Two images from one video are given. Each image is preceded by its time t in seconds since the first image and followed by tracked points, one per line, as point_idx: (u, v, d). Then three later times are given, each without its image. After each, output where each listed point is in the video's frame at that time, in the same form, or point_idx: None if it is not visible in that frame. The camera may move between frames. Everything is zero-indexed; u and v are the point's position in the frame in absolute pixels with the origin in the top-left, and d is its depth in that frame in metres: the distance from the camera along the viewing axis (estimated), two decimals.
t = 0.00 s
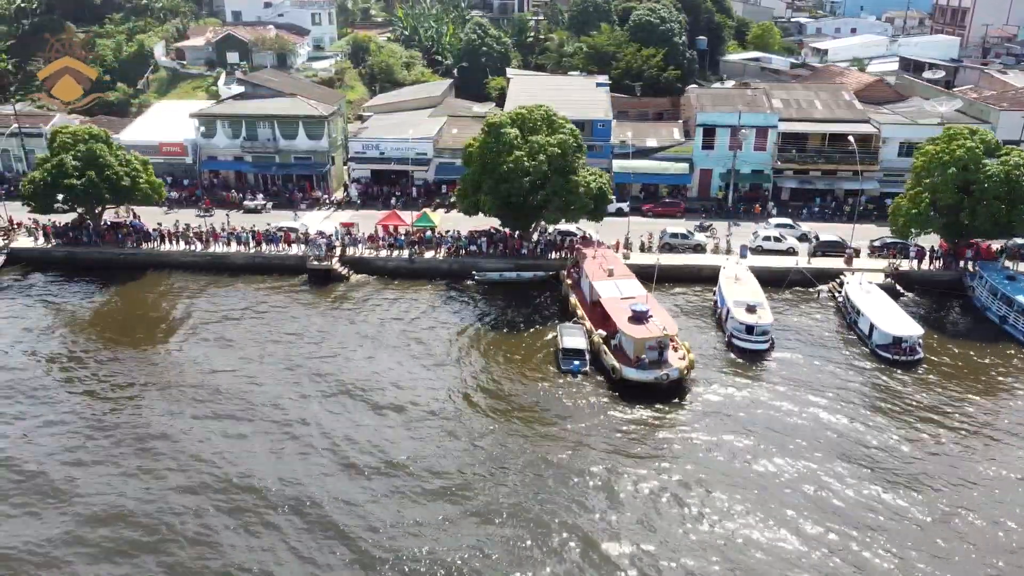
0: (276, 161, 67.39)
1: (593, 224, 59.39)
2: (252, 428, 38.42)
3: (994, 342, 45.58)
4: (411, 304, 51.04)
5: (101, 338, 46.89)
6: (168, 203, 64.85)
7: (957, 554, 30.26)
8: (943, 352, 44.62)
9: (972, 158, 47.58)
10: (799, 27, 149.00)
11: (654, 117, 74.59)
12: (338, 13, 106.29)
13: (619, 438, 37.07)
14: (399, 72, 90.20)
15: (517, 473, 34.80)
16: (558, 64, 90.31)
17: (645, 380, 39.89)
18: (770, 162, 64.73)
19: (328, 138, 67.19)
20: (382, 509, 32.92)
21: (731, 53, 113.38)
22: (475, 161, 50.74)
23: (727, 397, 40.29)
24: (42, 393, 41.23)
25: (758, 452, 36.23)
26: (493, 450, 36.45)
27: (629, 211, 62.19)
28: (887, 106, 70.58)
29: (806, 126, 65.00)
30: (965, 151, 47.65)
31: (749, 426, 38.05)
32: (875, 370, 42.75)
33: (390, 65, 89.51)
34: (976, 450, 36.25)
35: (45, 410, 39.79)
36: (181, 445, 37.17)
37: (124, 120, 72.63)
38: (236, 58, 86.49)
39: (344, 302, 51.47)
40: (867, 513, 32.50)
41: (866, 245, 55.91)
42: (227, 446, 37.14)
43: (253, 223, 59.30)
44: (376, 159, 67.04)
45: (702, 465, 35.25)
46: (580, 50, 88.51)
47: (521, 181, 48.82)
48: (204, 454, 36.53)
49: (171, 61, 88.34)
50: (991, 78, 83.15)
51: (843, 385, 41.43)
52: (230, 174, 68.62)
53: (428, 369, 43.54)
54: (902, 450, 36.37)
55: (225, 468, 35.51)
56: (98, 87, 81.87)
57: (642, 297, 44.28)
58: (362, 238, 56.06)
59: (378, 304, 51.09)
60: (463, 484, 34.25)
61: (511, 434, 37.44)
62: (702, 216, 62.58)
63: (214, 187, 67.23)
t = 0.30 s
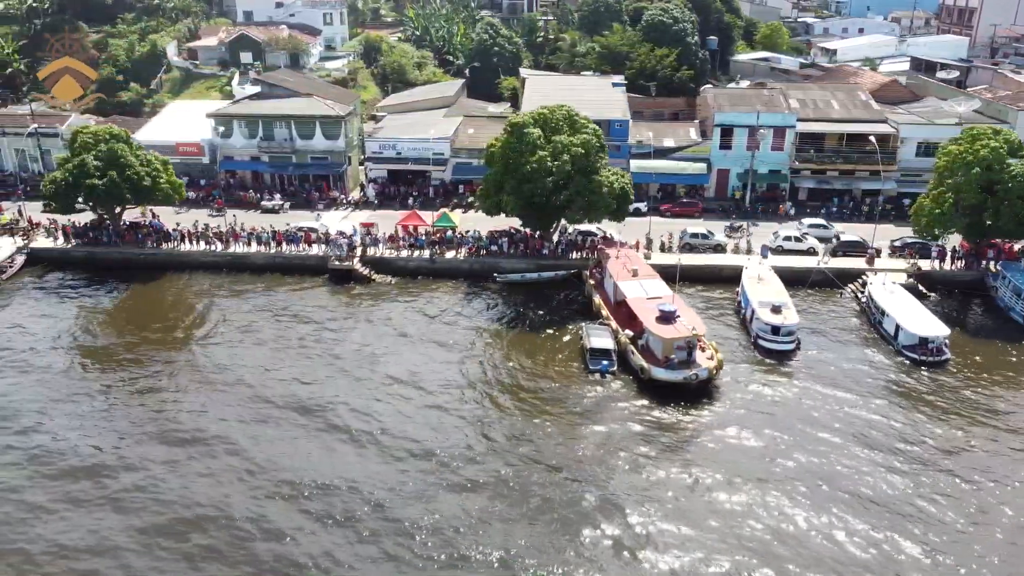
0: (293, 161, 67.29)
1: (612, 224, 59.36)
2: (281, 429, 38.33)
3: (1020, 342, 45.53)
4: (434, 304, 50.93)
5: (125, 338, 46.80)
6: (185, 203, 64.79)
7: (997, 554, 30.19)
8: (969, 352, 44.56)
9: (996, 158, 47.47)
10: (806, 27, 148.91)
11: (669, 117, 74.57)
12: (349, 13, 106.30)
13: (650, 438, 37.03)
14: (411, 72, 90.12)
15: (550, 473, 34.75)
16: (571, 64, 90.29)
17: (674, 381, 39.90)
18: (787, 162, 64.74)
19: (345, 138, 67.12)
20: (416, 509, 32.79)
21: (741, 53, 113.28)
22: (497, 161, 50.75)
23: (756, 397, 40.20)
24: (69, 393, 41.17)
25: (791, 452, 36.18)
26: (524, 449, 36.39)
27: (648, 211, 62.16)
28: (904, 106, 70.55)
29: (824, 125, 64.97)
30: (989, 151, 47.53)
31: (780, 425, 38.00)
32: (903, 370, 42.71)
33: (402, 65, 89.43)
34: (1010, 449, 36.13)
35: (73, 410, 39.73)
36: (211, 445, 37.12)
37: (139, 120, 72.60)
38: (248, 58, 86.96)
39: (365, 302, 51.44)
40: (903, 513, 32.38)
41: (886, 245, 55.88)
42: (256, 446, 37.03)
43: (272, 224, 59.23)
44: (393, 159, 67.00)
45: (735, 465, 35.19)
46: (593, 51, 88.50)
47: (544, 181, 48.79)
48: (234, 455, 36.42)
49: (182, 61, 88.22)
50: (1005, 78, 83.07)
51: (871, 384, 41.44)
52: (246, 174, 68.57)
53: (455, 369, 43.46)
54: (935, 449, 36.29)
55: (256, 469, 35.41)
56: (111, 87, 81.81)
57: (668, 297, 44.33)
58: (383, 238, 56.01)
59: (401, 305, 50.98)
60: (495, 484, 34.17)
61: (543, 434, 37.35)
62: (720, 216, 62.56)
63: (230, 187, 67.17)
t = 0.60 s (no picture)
0: (310, 161, 67.26)
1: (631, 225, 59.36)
2: (311, 429, 38.26)
3: None
4: (457, 304, 50.88)
5: (149, 338, 46.72)
6: (202, 203, 64.78)
7: None
8: (995, 352, 44.53)
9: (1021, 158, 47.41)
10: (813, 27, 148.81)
11: (685, 117, 74.56)
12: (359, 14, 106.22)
13: (681, 438, 36.96)
14: (423, 72, 90.07)
15: (584, 473, 34.67)
16: (583, 64, 90.29)
17: (703, 381, 39.92)
18: (805, 162, 64.80)
19: (362, 138, 67.12)
20: (451, 509, 32.65)
21: (751, 53, 113.20)
22: (520, 162, 50.73)
23: (785, 397, 40.14)
24: (96, 394, 41.09)
25: (823, 451, 36.12)
26: (556, 448, 36.31)
27: (666, 211, 62.16)
28: (920, 106, 70.54)
29: (841, 125, 64.95)
30: (1014, 151, 47.47)
31: (811, 425, 37.93)
32: (930, 370, 42.64)
33: (415, 65, 89.37)
34: None
35: (102, 411, 39.67)
36: (242, 446, 37.04)
37: (155, 120, 72.59)
38: (262, 57, 87.04)
39: (387, 301, 51.42)
40: (939, 513, 32.23)
41: (906, 245, 55.91)
42: (287, 444, 37.04)
43: (291, 224, 59.22)
44: (410, 159, 66.98)
45: (768, 465, 35.12)
46: (606, 51, 88.50)
47: (568, 181, 48.76)
48: (265, 455, 36.34)
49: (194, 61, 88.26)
50: (1019, 78, 83.03)
51: (899, 384, 41.39)
52: (263, 174, 68.56)
53: (481, 368, 43.40)
54: (968, 448, 36.23)
55: (289, 468, 35.32)
56: (125, 87, 81.81)
57: (694, 297, 44.39)
58: (403, 238, 56.02)
59: (423, 304, 50.94)
60: (529, 483, 34.10)
61: (573, 433, 37.28)
62: (738, 216, 62.54)
63: (247, 187, 67.14)
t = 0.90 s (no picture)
0: (326, 161, 67.18)
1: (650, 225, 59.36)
2: (341, 428, 38.20)
3: None
4: (480, 304, 50.82)
5: (174, 338, 46.64)
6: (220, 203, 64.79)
7: None
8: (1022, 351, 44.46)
9: None
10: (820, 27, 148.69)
11: (700, 117, 74.51)
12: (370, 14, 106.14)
13: (713, 438, 36.90)
14: (435, 72, 89.99)
15: (617, 473, 34.59)
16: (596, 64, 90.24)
17: (733, 381, 39.89)
18: (822, 162, 64.81)
19: (379, 138, 67.08)
20: (486, 509, 32.56)
21: (761, 52, 113.11)
22: (543, 162, 50.71)
23: (814, 396, 40.10)
24: (124, 393, 41.02)
25: (856, 450, 36.03)
26: (588, 448, 36.25)
27: (684, 211, 62.14)
28: (936, 106, 70.47)
29: (859, 125, 64.87)
30: None
31: (842, 424, 37.86)
32: (957, 369, 42.59)
33: (427, 65, 89.30)
34: None
35: (130, 411, 39.57)
36: (273, 445, 36.98)
37: (170, 120, 72.53)
38: (275, 57, 87.06)
39: (410, 301, 51.37)
40: (977, 512, 32.14)
41: (927, 245, 55.90)
42: (318, 444, 36.95)
43: (311, 224, 59.20)
44: (427, 159, 66.94)
45: (802, 464, 35.05)
46: (619, 51, 88.45)
47: (591, 181, 48.75)
48: (297, 455, 36.26)
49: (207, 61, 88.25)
50: None
51: (928, 384, 41.32)
52: (280, 174, 68.53)
53: (508, 368, 43.33)
54: (1002, 447, 36.15)
55: (321, 468, 35.22)
56: (139, 87, 81.67)
57: (720, 298, 44.39)
58: (424, 238, 56.01)
59: (446, 304, 50.87)
60: (563, 482, 34.02)
61: (604, 433, 37.22)
62: (757, 216, 62.47)
63: (265, 187, 67.12)
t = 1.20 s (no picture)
0: (343, 161, 67.12)
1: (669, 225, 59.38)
2: (371, 428, 38.13)
3: None
4: (502, 303, 50.80)
5: (198, 338, 46.59)
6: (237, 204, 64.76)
7: None
8: None
9: None
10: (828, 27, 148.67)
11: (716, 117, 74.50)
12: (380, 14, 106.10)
13: (745, 437, 36.85)
14: (448, 72, 89.96)
15: (651, 472, 34.53)
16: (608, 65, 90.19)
17: (762, 381, 39.93)
18: (840, 162, 64.82)
19: (396, 138, 67.02)
20: (522, 509, 32.50)
21: (771, 53, 113.04)
22: (565, 162, 50.72)
23: (842, 396, 40.06)
24: (151, 393, 40.97)
25: (888, 449, 35.98)
26: (619, 449, 36.16)
27: (703, 212, 62.12)
28: (952, 105, 70.47)
29: (876, 125, 64.88)
30: None
31: (873, 424, 37.79)
32: (984, 369, 42.55)
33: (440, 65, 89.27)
34: None
35: (158, 411, 39.48)
36: (303, 445, 36.92)
37: (186, 120, 72.52)
38: (288, 58, 87.04)
39: (432, 301, 51.31)
40: (1014, 511, 32.10)
41: (947, 245, 55.89)
42: (348, 444, 36.90)
43: (330, 224, 59.20)
44: (444, 159, 66.92)
45: (836, 463, 34.99)
46: (631, 51, 88.39)
47: (615, 181, 48.73)
48: (328, 455, 36.19)
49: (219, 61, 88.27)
50: None
51: (957, 383, 41.26)
52: (297, 174, 68.50)
53: (535, 367, 43.27)
54: None
55: (353, 468, 35.17)
56: (152, 87, 81.60)
57: (746, 298, 44.46)
58: (444, 239, 56.02)
59: (468, 304, 50.83)
60: (597, 481, 33.99)
61: (635, 432, 37.15)
62: (775, 216, 62.47)
63: (282, 187, 67.10)
